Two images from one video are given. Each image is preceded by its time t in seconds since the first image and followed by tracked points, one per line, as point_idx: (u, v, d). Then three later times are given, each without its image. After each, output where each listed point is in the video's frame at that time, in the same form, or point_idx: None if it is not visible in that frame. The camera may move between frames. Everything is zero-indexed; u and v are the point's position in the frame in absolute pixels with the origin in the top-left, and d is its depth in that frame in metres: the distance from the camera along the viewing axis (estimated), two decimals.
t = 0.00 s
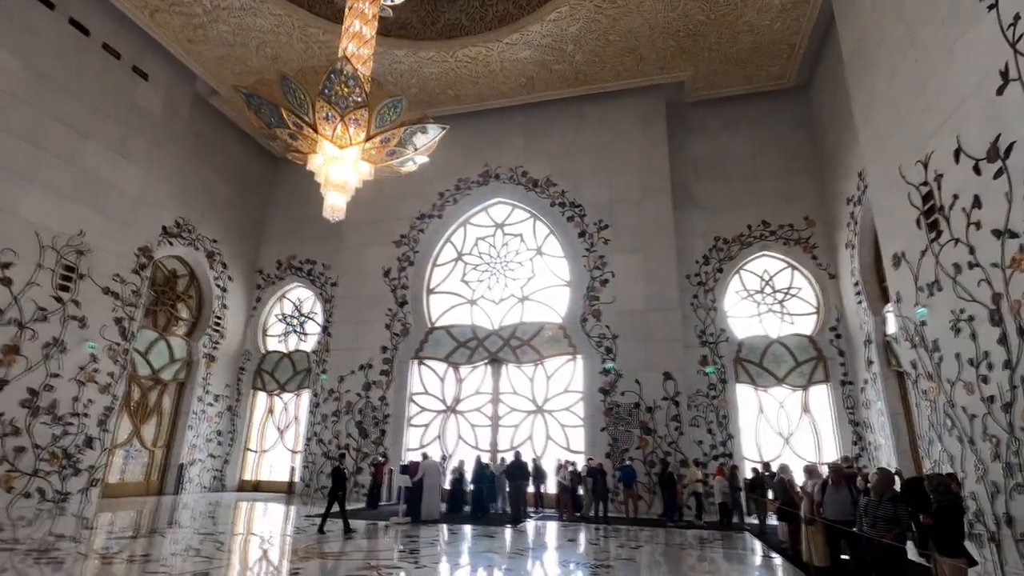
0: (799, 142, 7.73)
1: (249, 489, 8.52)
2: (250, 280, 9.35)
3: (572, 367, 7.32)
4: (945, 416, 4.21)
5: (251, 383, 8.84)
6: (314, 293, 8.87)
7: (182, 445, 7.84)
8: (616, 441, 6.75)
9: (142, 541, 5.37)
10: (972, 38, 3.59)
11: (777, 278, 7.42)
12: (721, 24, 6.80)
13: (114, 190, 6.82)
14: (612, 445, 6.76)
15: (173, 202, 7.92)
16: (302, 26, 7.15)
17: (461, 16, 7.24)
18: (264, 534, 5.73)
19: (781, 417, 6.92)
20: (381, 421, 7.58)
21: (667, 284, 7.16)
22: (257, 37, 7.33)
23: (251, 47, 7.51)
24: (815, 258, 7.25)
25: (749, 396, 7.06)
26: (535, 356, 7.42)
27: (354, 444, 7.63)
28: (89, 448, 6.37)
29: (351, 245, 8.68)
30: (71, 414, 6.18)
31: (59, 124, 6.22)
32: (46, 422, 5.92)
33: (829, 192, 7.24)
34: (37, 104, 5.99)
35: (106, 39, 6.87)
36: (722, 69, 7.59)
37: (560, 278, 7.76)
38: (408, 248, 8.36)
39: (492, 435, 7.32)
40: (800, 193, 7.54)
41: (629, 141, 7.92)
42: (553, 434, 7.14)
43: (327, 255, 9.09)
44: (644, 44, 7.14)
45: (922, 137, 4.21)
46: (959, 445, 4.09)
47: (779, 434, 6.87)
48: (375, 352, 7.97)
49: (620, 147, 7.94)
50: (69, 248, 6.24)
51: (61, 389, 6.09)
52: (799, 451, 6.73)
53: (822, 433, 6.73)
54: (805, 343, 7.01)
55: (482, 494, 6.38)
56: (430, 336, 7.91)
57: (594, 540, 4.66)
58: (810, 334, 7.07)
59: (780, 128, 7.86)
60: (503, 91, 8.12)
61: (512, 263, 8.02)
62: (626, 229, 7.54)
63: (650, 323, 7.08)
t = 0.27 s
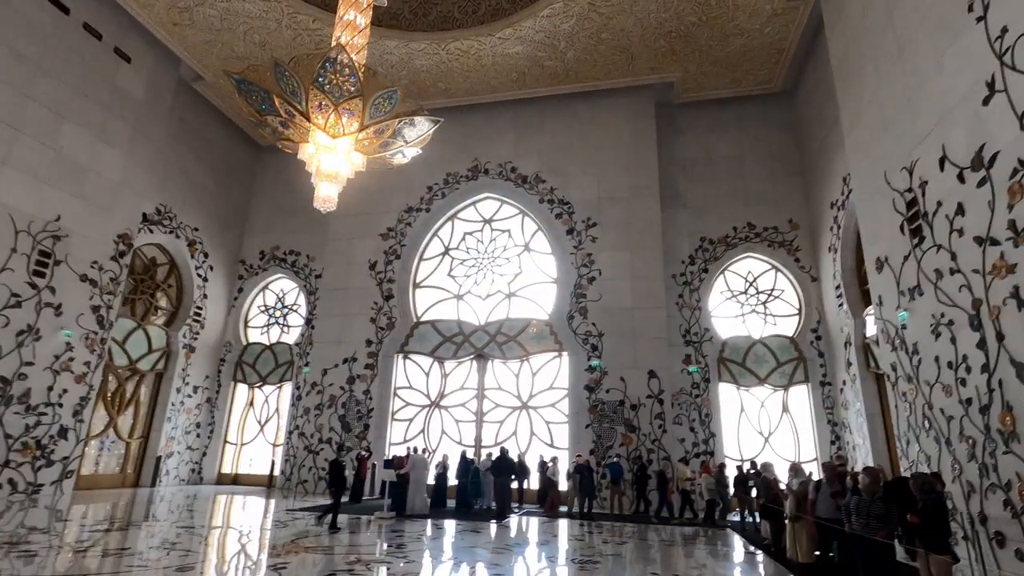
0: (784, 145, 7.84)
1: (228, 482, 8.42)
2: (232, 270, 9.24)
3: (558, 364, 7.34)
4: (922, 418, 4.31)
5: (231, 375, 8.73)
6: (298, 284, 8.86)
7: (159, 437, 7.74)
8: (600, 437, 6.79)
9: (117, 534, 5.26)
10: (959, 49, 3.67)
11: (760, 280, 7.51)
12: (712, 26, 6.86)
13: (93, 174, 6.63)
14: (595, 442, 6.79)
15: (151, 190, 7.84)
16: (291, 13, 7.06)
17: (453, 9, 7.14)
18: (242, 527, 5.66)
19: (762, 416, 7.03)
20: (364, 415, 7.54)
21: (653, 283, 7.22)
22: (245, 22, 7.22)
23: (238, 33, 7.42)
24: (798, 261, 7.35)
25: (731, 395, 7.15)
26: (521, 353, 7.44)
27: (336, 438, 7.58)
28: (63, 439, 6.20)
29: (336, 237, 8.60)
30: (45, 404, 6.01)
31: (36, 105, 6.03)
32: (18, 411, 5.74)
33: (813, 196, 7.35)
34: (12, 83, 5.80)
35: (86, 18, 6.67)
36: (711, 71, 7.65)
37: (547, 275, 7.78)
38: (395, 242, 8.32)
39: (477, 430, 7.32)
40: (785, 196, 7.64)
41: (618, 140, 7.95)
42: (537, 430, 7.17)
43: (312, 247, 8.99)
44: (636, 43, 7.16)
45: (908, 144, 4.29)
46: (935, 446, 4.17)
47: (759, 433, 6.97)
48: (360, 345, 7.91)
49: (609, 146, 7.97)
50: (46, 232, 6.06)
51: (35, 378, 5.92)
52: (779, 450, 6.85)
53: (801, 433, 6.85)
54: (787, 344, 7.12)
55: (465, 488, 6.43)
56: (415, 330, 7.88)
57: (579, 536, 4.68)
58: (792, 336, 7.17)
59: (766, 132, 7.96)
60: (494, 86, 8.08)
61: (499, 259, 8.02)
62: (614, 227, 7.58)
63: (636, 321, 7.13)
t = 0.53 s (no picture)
0: (784, 145, 7.85)
1: (224, 480, 8.38)
2: (230, 267, 9.18)
3: (557, 362, 7.34)
4: (921, 417, 4.33)
5: (228, 372, 8.69)
6: (295, 282, 8.81)
7: (155, 435, 7.70)
8: (599, 436, 6.79)
9: (113, 532, 5.22)
10: (962, 49, 3.68)
11: (759, 278, 7.52)
12: (713, 25, 6.85)
13: (89, 169, 6.55)
14: (594, 440, 6.79)
15: (147, 187, 7.79)
16: (290, 8, 7.02)
17: (453, 6, 7.13)
18: (239, 526, 5.63)
19: (760, 415, 7.03)
20: (362, 413, 7.54)
21: (652, 281, 7.22)
22: (243, 17, 7.18)
23: (237, 28, 7.38)
24: (797, 260, 7.36)
25: (730, 393, 7.14)
26: (520, 351, 7.43)
27: (334, 436, 7.57)
28: (59, 437, 6.15)
29: (334, 235, 8.57)
30: (40, 401, 5.95)
31: (32, 99, 5.97)
32: (13, 408, 5.70)
33: (812, 195, 7.36)
34: (7, 77, 5.73)
35: (82, 12, 6.60)
36: (711, 70, 7.65)
37: (546, 273, 7.77)
38: (394, 239, 8.31)
39: (475, 429, 7.31)
40: (784, 195, 7.65)
41: (617, 138, 7.95)
42: (536, 428, 7.16)
43: (309, 244, 8.96)
44: (636, 41, 7.15)
45: (910, 144, 4.29)
46: (935, 446, 4.18)
47: (757, 431, 6.98)
48: (358, 343, 7.90)
49: (608, 144, 7.97)
50: (41, 228, 6.00)
51: (30, 375, 5.86)
52: (777, 448, 6.86)
53: (798, 431, 6.87)
54: (785, 343, 7.13)
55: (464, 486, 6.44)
56: (414, 328, 7.87)
57: (580, 534, 4.68)
58: (790, 334, 7.18)
59: (766, 131, 7.97)
60: (494, 83, 8.06)
61: (498, 257, 8.01)
62: (613, 225, 7.57)
63: (635, 319, 7.13)
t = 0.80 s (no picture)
0: (788, 141, 7.81)
1: (227, 476, 8.37)
2: (232, 263, 9.16)
3: (560, 359, 7.32)
4: (928, 414, 4.30)
5: (231, 368, 8.68)
6: (298, 278, 8.79)
7: (158, 430, 7.69)
8: (602, 432, 6.77)
9: (115, 527, 5.20)
10: (972, 43, 3.65)
11: (763, 275, 7.47)
12: (718, 20, 6.81)
13: (90, 164, 6.52)
14: (598, 437, 6.77)
15: (149, 182, 7.76)
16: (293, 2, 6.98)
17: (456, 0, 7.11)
18: (241, 521, 5.63)
19: (764, 412, 7.00)
20: (365, 409, 7.53)
21: (656, 278, 7.19)
22: (246, 11, 7.15)
23: (240, 22, 7.34)
24: (801, 257, 7.32)
25: (733, 390, 7.12)
26: (523, 347, 7.41)
27: (337, 432, 7.58)
28: (62, 432, 6.13)
29: (336, 231, 8.56)
30: (42, 397, 5.93)
31: (34, 93, 5.94)
32: (16, 403, 5.68)
33: (817, 191, 7.33)
34: (8, 70, 5.70)
35: (84, 5, 6.56)
36: (716, 66, 7.61)
37: (549, 269, 7.75)
38: (396, 235, 8.29)
39: (478, 425, 7.30)
40: (789, 192, 7.62)
41: (621, 134, 7.91)
42: (540, 424, 7.14)
43: (311, 240, 8.94)
44: (641, 36, 7.11)
45: (918, 139, 4.26)
46: (942, 443, 4.14)
47: (761, 428, 6.94)
48: (361, 339, 7.90)
49: (611, 140, 7.93)
50: (43, 223, 5.98)
51: (32, 370, 5.84)
52: (781, 445, 6.82)
53: (802, 428, 6.83)
54: (789, 340, 7.09)
55: (467, 482, 6.44)
56: (417, 324, 7.87)
57: (584, 530, 4.66)
58: (795, 331, 7.14)
59: (770, 127, 7.93)
60: (497, 78, 8.02)
61: (501, 253, 7.99)
62: (617, 222, 7.54)
63: (639, 316, 7.10)
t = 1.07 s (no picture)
0: (796, 135, 7.74)
1: (233, 473, 8.38)
2: (237, 260, 9.15)
3: (567, 355, 7.28)
4: (942, 409, 4.25)
5: (237, 365, 8.68)
6: (303, 275, 8.77)
7: (165, 428, 7.71)
8: (610, 429, 6.73)
9: (123, 524, 5.20)
10: (989, 31, 3.58)
11: (772, 270, 7.41)
12: (726, 12, 6.74)
13: (96, 161, 6.51)
14: (605, 433, 6.73)
15: (154, 179, 7.75)
16: None
17: None
18: (247, 518, 5.62)
19: (772, 408, 6.93)
20: (372, 406, 7.54)
21: (663, 273, 7.14)
22: (250, 7, 7.12)
23: (244, 18, 7.32)
24: (810, 251, 7.25)
25: (741, 386, 7.06)
26: (530, 343, 7.38)
27: (343, 429, 7.58)
28: (69, 430, 6.13)
29: (342, 228, 8.56)
30: (50, 394, 5.93)
31: (39, 90, 5.92)
32: (23, 401, 5.67)
33: (826, 185, 7.26)
34: (13, 67, 5.68)
35: (88, 2, 6.54)
36: (723, 59, 7.54)
37: (556, 265, 7.70)
38: (402, 231, 8.28)
39: (485, 422, 7.28)
40: (797, 186, 7.54)
41: (627, 129, 7.85)
42: (547, 421, 7.11)
43: (317, 237, 8.93)
44: (647, 29, 7.05)
45: (933, 131, 4.20)
46: (957, 439, 4.09)
47: (770, 424, 6.87)
48: (367, 336, 7.89)
49: (618, 135, 7.88)
50: (49, 220, 5.97)
51: (39, 368, 5.84)
52: (790, 441, 6.77)
53: (812, 424, 6.77)
54: (798, 335, 7.02)
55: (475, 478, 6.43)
56: (423, 321, 7.85)
57: (592, 526, 4.64)
58: (803, 327, 7.08)
59: (778, 121, 7.86)
60: (502, 73, 7.97)
61: (508, 249, 7.95)
62: (623, 217, 7.49)
63: (647, 312, 7.05)
